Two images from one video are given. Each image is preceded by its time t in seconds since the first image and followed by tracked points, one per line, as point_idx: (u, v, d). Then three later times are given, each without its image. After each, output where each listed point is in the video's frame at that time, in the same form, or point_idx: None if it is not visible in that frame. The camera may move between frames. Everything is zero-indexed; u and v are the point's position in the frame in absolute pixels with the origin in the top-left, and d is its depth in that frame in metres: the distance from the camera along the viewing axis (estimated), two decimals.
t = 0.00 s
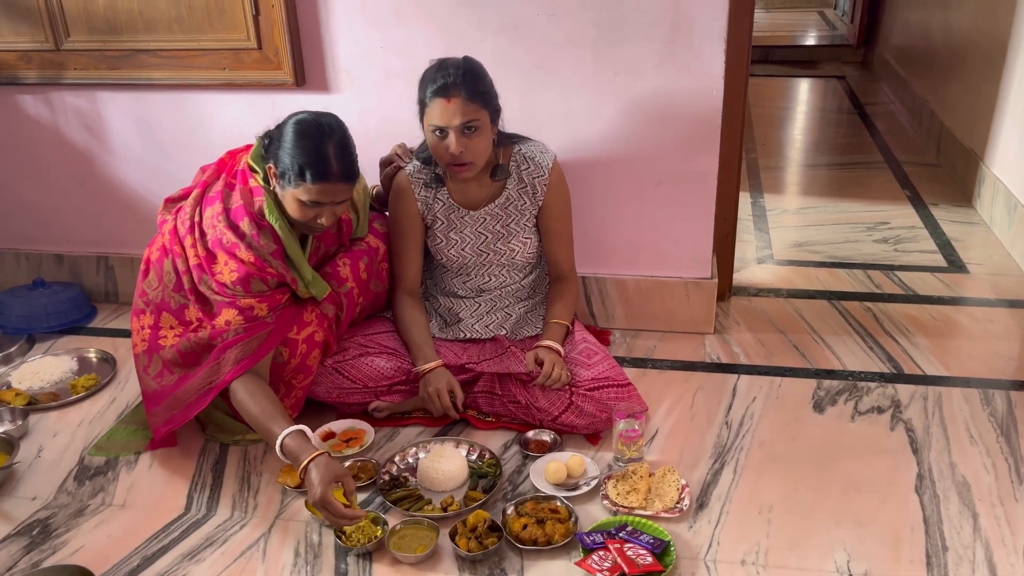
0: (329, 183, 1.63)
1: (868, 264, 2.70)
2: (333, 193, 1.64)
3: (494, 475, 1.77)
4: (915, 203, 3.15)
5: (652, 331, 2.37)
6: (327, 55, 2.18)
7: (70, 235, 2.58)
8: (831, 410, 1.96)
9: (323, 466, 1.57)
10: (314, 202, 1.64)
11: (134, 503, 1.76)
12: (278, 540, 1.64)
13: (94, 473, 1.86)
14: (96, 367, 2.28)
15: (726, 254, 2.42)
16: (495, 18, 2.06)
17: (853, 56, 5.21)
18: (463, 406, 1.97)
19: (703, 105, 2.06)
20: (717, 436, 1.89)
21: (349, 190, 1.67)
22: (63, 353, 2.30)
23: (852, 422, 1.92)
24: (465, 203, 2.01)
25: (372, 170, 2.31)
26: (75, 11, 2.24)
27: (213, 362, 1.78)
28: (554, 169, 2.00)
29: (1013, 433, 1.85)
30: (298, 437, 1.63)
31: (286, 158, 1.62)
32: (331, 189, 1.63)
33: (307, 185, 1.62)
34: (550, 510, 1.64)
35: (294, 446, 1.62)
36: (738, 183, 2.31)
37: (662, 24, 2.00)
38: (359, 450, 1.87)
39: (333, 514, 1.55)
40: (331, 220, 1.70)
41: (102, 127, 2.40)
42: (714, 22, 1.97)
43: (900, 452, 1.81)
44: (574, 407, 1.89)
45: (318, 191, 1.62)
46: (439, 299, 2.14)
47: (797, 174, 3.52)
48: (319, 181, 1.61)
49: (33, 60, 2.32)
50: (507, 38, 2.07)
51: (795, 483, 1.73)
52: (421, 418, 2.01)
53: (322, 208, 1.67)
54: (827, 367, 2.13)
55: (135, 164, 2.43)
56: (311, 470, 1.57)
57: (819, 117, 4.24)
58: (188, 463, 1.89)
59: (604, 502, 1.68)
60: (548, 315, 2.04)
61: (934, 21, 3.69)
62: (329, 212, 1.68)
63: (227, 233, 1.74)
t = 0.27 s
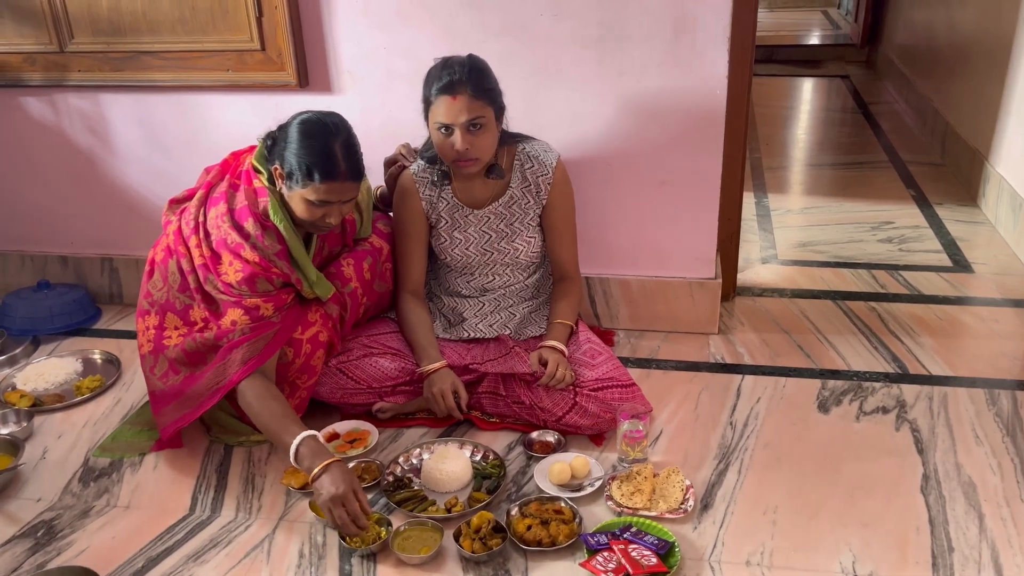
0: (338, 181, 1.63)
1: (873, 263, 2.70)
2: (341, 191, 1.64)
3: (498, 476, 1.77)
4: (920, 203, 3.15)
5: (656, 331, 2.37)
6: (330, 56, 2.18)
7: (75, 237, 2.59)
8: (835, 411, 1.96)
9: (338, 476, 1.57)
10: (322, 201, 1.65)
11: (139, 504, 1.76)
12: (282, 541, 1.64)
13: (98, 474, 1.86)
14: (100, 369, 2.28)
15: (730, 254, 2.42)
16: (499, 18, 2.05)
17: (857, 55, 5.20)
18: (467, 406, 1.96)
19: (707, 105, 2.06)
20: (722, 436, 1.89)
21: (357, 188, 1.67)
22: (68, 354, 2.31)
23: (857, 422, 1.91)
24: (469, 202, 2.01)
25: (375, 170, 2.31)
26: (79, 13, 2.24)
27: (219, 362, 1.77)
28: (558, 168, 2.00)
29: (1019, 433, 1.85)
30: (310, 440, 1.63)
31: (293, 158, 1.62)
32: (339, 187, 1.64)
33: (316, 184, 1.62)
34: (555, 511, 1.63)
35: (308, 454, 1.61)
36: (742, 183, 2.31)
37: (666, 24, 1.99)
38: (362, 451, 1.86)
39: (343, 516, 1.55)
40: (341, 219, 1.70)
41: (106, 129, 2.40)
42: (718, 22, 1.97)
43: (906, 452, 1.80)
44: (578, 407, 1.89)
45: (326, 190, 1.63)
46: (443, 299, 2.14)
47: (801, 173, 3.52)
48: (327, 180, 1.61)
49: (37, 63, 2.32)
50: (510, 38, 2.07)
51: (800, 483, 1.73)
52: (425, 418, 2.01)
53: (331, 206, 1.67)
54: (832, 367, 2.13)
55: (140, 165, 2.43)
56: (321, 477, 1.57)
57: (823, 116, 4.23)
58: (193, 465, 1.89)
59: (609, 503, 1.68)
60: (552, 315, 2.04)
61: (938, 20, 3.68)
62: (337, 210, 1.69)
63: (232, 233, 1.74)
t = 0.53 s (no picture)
0: (339, 181, 1.62)
1: (879, 263, 2.69)
2: (343, 191, 1.64)
3: (503, 477, 1.77)
4: (926, 202, 3.13)
5: (661, 332, 2.36)
6: (335, 57, 2.18)
7: (81, 238, 2.59)
8: (841, 411, 1.95)
9: (349, 482, 1.57)
10: (324, 200, 1.64)
11: (145, 505, 1.77)
12: (287, 542, 1.64)
13: (104, 475, 1.86)
14: (106, 370, 2.29)
15: (736, 254, 2.41)
16: (503, 19, 2.05)
17: (863, 54, 5.18)
18: (472, 407, 1.96)
19: (711, 105, 2.05)
20: (727, 437, 1.89)
21: (359, 189, 1.67)
22: (74, 355, 2.31)
23: (863, 423, 1.91)
24: (473, 202, 2.01)
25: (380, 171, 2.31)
26: (85, 15, 2.25)
27: (229, 363, 1.77)
28: (562, 167, 2.00)
29: None
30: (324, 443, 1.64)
31: (296, 157, 1.62)
32: (340, 187, 1.63)
33: (317, 183, 1.62)
34: (560, 512, 1.63)
35: (325, 452, 1.62)
36: (747, 183, 2.30)
37: (670, 24, 1.99)
38: (367, 452, 1.87)
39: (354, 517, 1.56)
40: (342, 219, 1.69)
41: (112, 130, 2.41)
42: (723, 21, 1.97)
43: (912, 453, 1.79)
44: (582, 408, 1.89)
45: (328, 189, 1.62)
46: (448, 299, 2.14)
47: (807, 173, 3.51)
48: (328, 179, 1.61)
49: (43, 65, 2.33)
50: (514, 39, 2.07)
51: (805, 484, 1.72)
52: (430, 419, 2.01)
53: (333, 207, 1.66)
54: (838, 368, 2.12)
55: (145, 167, 2.44)
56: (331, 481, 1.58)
57: (829, 116, 4.22)
58: (198, 466, 1.89)
59: (614, 504, 1.68)
60: (557, 316, 2.04)
61: (944, 19, 3.67)
62: (339, 211, 1.68)
63: (240, 234, 1.74)
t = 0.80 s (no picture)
0: (331, 181, 1.62)
1: (880, 263, 2.68)
2: (335, 192, 1.64)
3: (503, 477, 1.76)
4: (928, 202, 3.13)
5: (662, 332, 2.36)
6: (335, 56, 2.18)
7: (81, 238, 2.59)
8: (842, 411, 1.95)
9: (343, 476, 1.56)
10: (316, 200, 1.64)
11: (144, 505, 1.76)
12: (287, 542, 1.64)
13: (104, 476, 1.86)
14: (106, 370, 2.28)
15: (737, 254, 2.41)
16: (503, 19, 2.05)
17: (864, 54, 5.18)
18: (473, 407, 1.96)
19: (712, 104, 2.05)
20: (728, 437, 1.88)
21: (352, 190, 1.66)
22: (74, 356, 2.31)
23: (864, 423, 1.90)
24: (472, 201, 2.01)
25: (380, 170, 2.31)
26: (85, 15, 2.25)
27: (226, 363, 1.77)
28: (561, 166, 2.00)
29: None
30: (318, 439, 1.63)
31: (291, 155, 1.63)
32: (332, 187, 1.63)
33: (309, 183, 1.62)
34: (560, 512, 1.63)
35: (320, 448, 1.61)
36: (748, 182, 2.30)
37: (670, 24, 1.99)
38: (367, 452, 1.86)
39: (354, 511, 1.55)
40: (334, 219, 1.69)
41: (112, 130, 2.41)
42: (723, 21, 1.96)
43: (913, 453, 1.79)
44: (583, 408, 1.88)
45: (319, 189, 1.62)
46: (448, 298, 2.13)
47: (809, 173, 3.50)
48: (320, 179, 1.61)
49: (43, 65, 2.33)
50: (514, 38, 2.06)
51: (806, 484, 1.72)
52: (430, 419, 2.00)
53: (325, 207, 1.66)
54: (839, 368, 2.12)
55: (146, 167, 2.44)
56: (325, 476, 1.56)
57: (830, 115, 4.21)
58: (198, 466, 1.89)
59: (614, 504, 1.68)
60: (557, 316, 2.04)
61: (946, 18, 3.66)
62: (333, 212, 1.67)
63: (238, 233, 1.74)
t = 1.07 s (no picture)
0: (321, 176, 1.62)
1: (878, 263, 2.68)
2: (325, 188, 1.63)
3: (501, 477, 1.76)
4: (926, 202, 3.13)
5: (660, 332, 2.36)
6: (333, 56, 2.17)
7: (79, 238, 2.59)
8: (840, 411, 1.95)
9: (343, 473, 1.57)
10: (307, 195, 1.64)
11: (141, 505, 1.76)
12: (284, 542, 1.64)
13: (101, 476, 1.86)
14: (104, 370, 2.28)
15: (735, 254, 2.41)
16: (501, 19, 2.05)
17: (862, 54, 5.18)
18: (471, 407, 1.96)
19: (710, 104, 2.05)
20: (726, 437, 1.88)
21: (343, 187, 1.65)
22: (71, 355, 2.31)
23: (862, 423, 1.90)
24: (471, 201, 2.01)
25: (378, 170, 2.30)
26: (83, 15, 2.24)
27: (223, 363, 1.77)
28: (560, 165, 2.00)
29: None
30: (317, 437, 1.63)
31: (284, 151, 1.63)
32: (322, 183, 1.62)
33: (300, 178, 1.62)
34: (557, 512, 1.63)
35: (318, 446, 1.62)
36: (746, 183, 2.30)
37: (669, 24, 1.99)
38: (365, 452, 1.86)
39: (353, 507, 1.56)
40: (326, 217, 1.68)
41: (110, 130, 2.40)
42: (721, 21, 1.96)
43: (911, 453, 1.79)
44: (581, 408, 1.88)
45: (310, 185, 1.62)
46: (447, 298, 2.13)
47: (807, 173, 3.50)
48: (310, 174, 1.61)
49: (40, 64, 2.33)
50: (512, 38, 2.06)
51: (803, 485, 1.72)
52: (428, 419, 2.00)
53: (315, 203, 1.65)
54: (837, 368, 2.12)
55: (144, 166, 2.44)
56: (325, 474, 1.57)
57: (828, 116, 4.21)
58: (196, 466, 1.89)
59: (612, 504, 1.68)
60: (555, 316, 2.03)
61: (944, 19, 3.66)
62: (324, 209, 1.66)
63: (234, 233, 1.74)
